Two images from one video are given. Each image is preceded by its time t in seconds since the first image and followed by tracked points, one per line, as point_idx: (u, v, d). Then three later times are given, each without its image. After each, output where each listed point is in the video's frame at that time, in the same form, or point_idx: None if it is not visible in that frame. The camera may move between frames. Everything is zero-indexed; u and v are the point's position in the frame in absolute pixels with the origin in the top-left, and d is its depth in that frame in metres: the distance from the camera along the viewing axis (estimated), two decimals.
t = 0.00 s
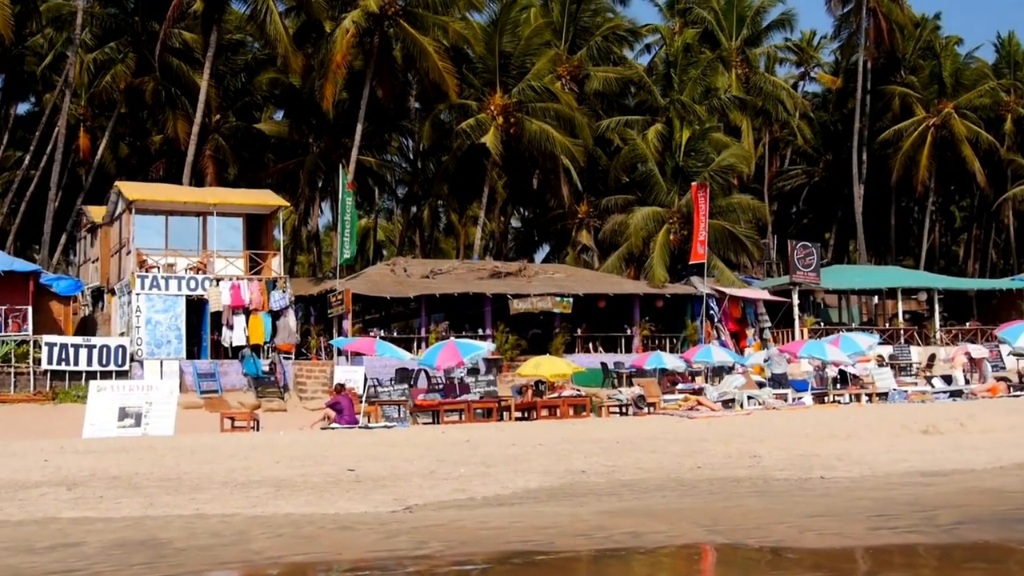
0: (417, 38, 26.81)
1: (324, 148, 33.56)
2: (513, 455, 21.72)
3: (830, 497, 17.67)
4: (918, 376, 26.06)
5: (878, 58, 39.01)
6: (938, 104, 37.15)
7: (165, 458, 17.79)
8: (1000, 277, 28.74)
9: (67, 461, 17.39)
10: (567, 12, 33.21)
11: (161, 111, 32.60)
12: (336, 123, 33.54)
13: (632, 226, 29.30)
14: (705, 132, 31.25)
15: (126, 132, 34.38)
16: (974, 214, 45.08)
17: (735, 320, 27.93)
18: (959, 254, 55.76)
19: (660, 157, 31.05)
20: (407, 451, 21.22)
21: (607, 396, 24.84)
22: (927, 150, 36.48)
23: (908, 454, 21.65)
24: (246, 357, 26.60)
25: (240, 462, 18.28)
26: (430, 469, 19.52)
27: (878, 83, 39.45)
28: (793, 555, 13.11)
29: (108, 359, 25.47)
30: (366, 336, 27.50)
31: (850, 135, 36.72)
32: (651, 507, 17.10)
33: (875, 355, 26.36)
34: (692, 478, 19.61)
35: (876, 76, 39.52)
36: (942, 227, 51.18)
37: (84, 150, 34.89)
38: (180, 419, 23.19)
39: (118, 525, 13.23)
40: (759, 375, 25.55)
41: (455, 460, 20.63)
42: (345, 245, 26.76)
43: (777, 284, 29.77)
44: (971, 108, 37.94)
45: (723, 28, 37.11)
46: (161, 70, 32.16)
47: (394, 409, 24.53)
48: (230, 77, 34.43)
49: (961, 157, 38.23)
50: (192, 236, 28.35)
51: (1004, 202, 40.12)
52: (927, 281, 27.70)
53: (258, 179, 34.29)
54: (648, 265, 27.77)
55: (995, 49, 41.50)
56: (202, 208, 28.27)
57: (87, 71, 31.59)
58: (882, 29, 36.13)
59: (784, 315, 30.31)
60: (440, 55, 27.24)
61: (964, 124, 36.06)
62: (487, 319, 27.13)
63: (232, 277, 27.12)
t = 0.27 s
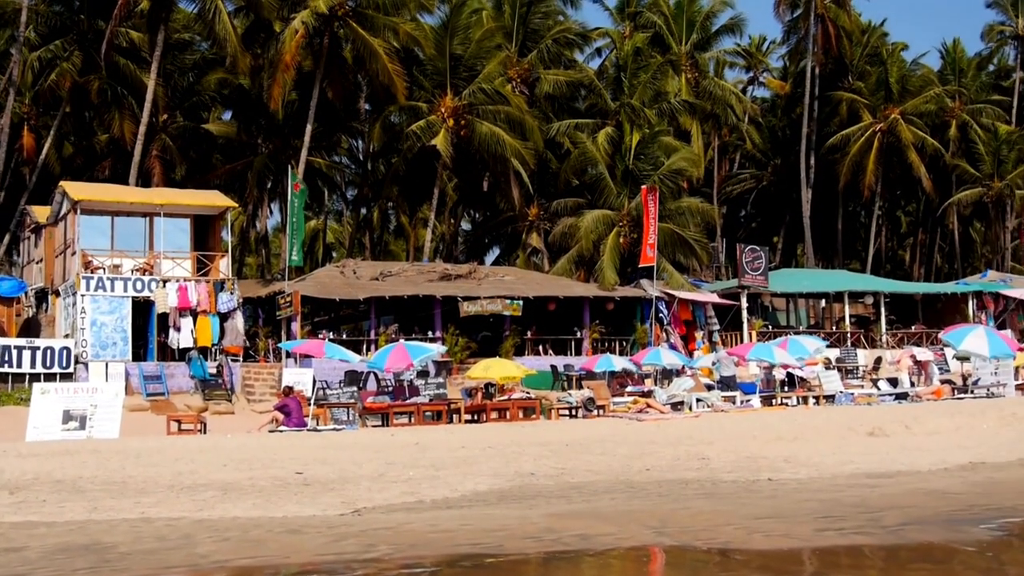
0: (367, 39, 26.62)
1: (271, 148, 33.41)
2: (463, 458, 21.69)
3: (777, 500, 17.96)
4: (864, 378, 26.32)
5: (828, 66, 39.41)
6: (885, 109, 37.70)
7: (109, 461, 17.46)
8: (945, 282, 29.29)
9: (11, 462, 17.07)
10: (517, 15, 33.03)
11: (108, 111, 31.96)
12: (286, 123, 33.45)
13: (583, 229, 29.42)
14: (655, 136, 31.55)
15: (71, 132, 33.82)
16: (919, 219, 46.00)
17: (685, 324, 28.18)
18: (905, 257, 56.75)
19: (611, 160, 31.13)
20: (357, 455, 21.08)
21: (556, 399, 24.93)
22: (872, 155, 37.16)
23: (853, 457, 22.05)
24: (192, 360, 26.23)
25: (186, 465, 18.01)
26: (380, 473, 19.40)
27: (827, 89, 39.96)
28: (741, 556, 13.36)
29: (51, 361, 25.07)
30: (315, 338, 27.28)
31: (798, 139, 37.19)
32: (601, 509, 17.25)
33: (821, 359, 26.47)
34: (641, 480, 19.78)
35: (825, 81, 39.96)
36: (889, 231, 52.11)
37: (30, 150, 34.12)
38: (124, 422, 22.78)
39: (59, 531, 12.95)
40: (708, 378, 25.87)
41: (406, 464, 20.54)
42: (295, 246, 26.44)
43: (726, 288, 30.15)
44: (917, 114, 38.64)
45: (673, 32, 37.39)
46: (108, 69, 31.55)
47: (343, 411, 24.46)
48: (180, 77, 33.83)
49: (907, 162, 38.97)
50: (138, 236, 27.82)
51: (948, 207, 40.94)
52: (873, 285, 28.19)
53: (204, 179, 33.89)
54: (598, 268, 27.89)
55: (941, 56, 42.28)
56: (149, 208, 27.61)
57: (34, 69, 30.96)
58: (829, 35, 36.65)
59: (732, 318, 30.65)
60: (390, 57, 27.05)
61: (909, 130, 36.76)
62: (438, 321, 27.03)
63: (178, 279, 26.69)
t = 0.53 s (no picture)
0: (310, 39, 26.32)
1: (213, 149, 33.03)
2: (407, 461, 21.61)
3: (718, 502, 18.23)
4: (806, 381, 26.94)
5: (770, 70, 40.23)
6: (826, 115, 38.35)
7: (44, 466, 17.03)
8: (883, 286, 29.88)
9: None
10: (461, 17, 33.14)
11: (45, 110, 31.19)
12: (228, 123, 33.05)
13: (527, 232, 29.42)
14: (599, 139, 31.51)
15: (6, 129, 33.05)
16: (858, 223, 46.94)
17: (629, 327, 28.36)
18: (845, 261, 57.87)
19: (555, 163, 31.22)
20: (300, 459, 20.88)
21: (500, 401, 24.99)
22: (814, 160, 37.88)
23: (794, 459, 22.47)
24: (132, 362, 25.79)
25: (125, 469, 17.67)
26: (323, 476, 19.22)
27: (769, 94, 40.66)
28: (682, 557, 13.53)
29: None
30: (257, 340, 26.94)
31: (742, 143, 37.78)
32: (544, 512, 17.33)
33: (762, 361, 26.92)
34: (585, 482, 19.92)
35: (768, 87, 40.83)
36: (829, 235, 53.15)
37: None
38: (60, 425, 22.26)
39: None
40: (651, 380, 26.09)
41: (351, 467, 20.40)
42: (237, 247, 26.10)
43: (669, 291, 30.42)
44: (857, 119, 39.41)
45: (617, 36, 37.72)
46: (46, 67, 30.80)
47: (284, 414, 24.41)
48: (120, 75, 33.17)
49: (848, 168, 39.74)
50: (77, 236, 27.24)
51: (887, 212, 41.81)
52: (813, 289, 28.67)
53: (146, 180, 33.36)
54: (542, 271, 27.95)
55: (880, 63, 43.22)
56: (89, 209, 27.04)
57: None
58: (772, 40, 36.94)
59: (675, 321, 30.95)
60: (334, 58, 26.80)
61: (849, 136, 37.49)
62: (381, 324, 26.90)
63: (118, 280, 26.10)
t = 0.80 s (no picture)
0: (258, 40, 26.01)
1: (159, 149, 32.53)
2: (354, 464, 21.52)
3: (664, 504, 18.48)
4: (752, 383, 27.33)
5: (717, 74, 40.82)
6: (772, 119, 38.89)
7: None
8: (827, 290, 30.44)
9: None
10: (410, 17, 32.88)
11: None
12: (174, 122, 32.55)
13: (475, 234, 29.42)
14: (547, 142, 31.63)
15: None
16: (804, 227, 47.74)
17: (576, 330, 28.50)
18: (791, 264, 58.76)
19: (503, 165, 31.32)
20: (247, 461, 20.68)
21: (448, 404, 24.98)
22: (760, 164, 38.47)
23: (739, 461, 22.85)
24: (76, 364, 25.25)
25: (65, 474, 17.33)
26: (270, 479, 19.03)
27: (716, 98, 41.28)
28: (629, 559, 13.71)
29: None
30: (203, 342, 26.58)
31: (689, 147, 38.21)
32: (491, 513, 17.42)
33: (709, 363, 27.25)
34: (532, 484, 20.02)
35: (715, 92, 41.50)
36: (776, 238, 54.10)
37: None
38: None
39: None
40: (598, 382, 26.24)
41: (298, 470, 20.24)
42: (182, 248, 25.71)
43: (618, 294, 30.61)
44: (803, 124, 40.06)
45: (566, 40, 37.87)
46: None
47: (231, 415, 24.09)
48: (63, 73, 32.45)
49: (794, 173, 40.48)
50: (20, 237, 27.00)
51: (831, 216, 42.59)
52: (759, 292, 29.08)
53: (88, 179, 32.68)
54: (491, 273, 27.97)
55: (825, 69, 44.27)
56: (32, 209, 26.88)
57: None
58: (719, 46, 37.26)
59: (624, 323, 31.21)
60: (282, 59, 26.51)
61: (795, 141, 38.09)
62: (329, 326, 26.69)
63: (61, 281, 25.87)
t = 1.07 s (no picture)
0: (199, 39, 25.73)
1: (97, 149, 32.00)
2: (295, 466, 21.40)
3: (605, 505, 18.67)
4: (691, 385, 27.67)
5: (659, 79, 40.96)
6: (712, 124, 39.36)
7: None
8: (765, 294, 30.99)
9: None
10: (353, 19, 32.88)
11: None
12: (113, 122, 32.06)
13: (418, 236, 29.41)
14: (490, 145, 31.92)
15: None
16: (744, 231, 48.44)
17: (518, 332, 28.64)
18: (730, 267, 59.59)
19: (446, 168, 31.33)
20: (186, 464, 20.46)
21: (390, 406, 24.95)
22: (701, 168, 38.99)
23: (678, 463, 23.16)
24: (10, 366, 24.76)
25: None
26: (210, 482, 18.86)
27: (657, 102, 41.60)
28: (569, 560, 13.87)
29: None
30: (142, 344, 26.23)
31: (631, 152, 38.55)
32: (433, 515, 17.45)
33: (650, 365, 27.53)
34: (473, 486, 20.08)
35: (657, 96, 41.68)
36: (716, 241, 54.88)
37: None
38: None
39: None
40: (540, 385, 26.37)
41: (238, 473, 20.07)
42: (121, 248, 25.34)
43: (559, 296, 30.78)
44: (743, 129, 40.58)
45: (510, 43, 38.04)
46: None
47: (171, 418, 23.80)
48: None
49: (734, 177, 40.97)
50: None
51: (770, 221, 43.22)
52: (700, 295, 29.49)
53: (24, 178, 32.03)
54: (433, 275, 27.97)
55: (764, 75, 44.70)
56: None
57: None
58: (660, 50, 37.63)
59: (565, 326, 31.45)
60: (224, 59, 26.29)
61: (736, 145, 38.65)
62: (270, 328, 26.50)
63: None
